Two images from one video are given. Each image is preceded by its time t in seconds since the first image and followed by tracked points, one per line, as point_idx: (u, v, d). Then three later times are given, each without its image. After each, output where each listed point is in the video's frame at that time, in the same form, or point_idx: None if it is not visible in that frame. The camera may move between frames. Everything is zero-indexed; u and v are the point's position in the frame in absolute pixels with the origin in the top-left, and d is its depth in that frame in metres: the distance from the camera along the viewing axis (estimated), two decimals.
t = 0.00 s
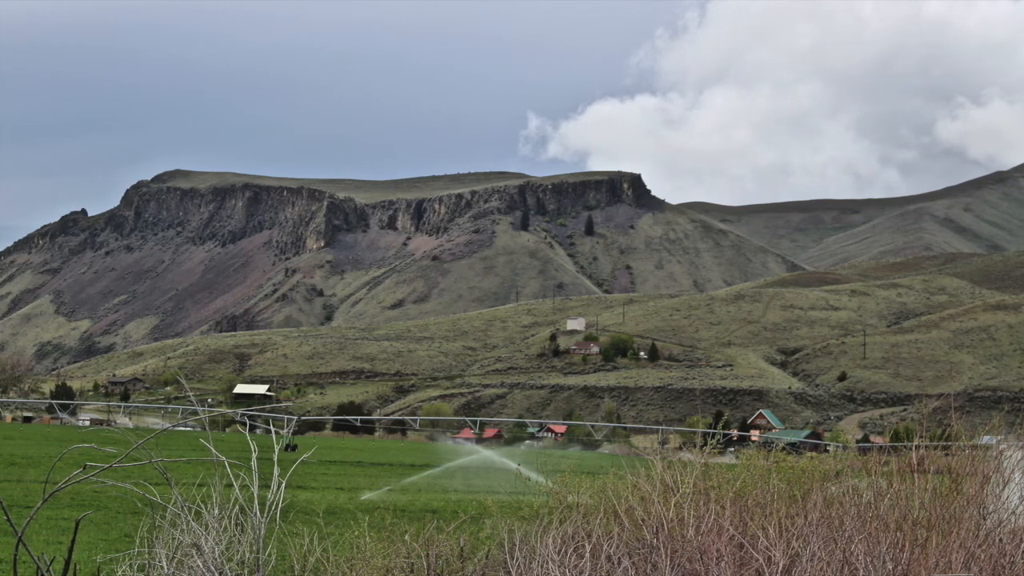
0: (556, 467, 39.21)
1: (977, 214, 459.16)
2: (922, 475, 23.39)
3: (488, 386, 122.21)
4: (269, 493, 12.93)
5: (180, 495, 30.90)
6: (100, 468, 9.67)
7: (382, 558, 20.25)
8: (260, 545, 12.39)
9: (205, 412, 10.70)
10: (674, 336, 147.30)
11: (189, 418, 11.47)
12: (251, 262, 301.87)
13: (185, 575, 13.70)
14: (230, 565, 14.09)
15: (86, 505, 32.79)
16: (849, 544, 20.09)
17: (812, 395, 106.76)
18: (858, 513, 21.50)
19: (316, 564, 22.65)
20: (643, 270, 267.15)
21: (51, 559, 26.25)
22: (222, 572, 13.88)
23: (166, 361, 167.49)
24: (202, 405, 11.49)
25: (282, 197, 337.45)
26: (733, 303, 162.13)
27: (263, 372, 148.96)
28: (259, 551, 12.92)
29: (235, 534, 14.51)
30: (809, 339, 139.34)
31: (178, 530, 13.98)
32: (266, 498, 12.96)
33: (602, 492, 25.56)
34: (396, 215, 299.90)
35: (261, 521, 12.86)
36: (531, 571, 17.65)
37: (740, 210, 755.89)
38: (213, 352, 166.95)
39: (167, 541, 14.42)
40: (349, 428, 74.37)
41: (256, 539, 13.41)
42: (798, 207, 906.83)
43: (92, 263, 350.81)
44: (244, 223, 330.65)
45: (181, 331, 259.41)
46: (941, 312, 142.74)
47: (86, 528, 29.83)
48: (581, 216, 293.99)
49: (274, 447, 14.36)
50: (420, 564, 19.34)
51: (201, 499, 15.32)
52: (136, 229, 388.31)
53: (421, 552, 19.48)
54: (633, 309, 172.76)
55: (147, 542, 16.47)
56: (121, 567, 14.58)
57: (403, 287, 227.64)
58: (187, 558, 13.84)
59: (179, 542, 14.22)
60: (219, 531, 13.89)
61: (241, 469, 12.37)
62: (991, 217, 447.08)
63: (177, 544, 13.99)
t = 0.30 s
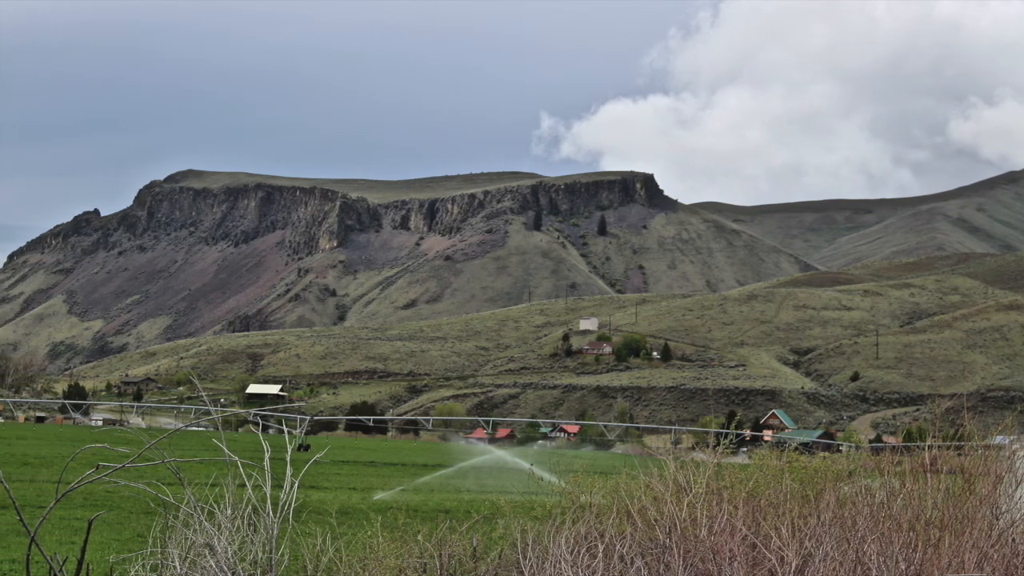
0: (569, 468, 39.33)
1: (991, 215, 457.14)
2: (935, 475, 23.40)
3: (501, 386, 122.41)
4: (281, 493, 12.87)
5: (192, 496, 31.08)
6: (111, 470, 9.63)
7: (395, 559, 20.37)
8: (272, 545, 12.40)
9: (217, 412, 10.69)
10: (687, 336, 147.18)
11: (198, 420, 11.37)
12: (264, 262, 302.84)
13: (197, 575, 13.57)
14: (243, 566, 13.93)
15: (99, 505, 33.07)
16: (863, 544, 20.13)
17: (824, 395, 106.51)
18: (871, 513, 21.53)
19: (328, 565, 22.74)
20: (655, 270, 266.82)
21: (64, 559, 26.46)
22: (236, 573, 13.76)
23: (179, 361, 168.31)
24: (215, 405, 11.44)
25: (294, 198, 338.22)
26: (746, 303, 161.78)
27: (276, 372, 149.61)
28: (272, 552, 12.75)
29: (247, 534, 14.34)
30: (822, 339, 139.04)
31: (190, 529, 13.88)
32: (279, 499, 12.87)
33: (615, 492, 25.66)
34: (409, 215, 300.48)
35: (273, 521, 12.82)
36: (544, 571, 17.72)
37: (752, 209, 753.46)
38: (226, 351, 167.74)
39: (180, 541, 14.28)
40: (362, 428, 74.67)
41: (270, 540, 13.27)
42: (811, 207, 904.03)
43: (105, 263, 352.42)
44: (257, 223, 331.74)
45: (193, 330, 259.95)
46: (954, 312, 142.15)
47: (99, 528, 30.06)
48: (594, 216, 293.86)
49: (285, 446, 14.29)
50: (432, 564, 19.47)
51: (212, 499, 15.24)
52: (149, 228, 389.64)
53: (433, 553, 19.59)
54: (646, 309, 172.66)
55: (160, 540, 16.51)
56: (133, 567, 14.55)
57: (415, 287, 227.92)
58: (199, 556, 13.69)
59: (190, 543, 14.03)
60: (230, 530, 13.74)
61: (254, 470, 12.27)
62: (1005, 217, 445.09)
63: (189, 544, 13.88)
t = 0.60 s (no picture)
0: (582, 467, 39.42)
1: (1004, 215, 455.19)
2: (948, 473, 23.33)
3: (514, 386, 122.64)
4: (295, 491, 12.71)
5: (203, 496, 31.25)
6: (123, 469, 9.54)
7: (408, 558, 20.54)
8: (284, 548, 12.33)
9: (230, 412, 10.66)
10: (700, 336, 147.06)
11: (210, 420, 11.33)
12: (276, 262, 303.86)
13: (209, 575, 13.33)
14: (256, 567, 13.77)
15: (112, 505, 33.34)
16: (875, 545, 20.18)
17: (837, 395, 106.26)
18: (885, 513, 21.54)
19: (340, 565, 22.81)
20: (668, 270, 266.72)
21: (76, 559, 26.51)
22: (249, 572, 13.54)
23: (192, 361, 169.19)
24: (227, 405, 11.28)
25: (307, 198, 339.19)
26: (759, 303, 161.45)
27: (288, 372, 150.18)
28: (285, 553, 12.67)
29: (261, 534, 14.13)
30: (835, 339, 138.67)
31: (202, 529, 13.70)
32: (291, 499, 12.75)
33: (628, 493, 25.79)
34: (422, 215, 301.16)
35: (286, 520, 12.72)
36: (558, 570, 17.83)
37: (764, 208, 751.31)
38: (239, 351, 168.57)
39: (191, 541, 14.11)
40: (375, 428, 75.02)
41: (282, 539, 13.16)
42: (824, 207, 901.43)
43: (118, 262, 353.95)
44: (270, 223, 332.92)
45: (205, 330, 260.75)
46: (967, 312, 141.58)
47: (112, 528, 30.26)
48: (607, 215, 293.88)
49: (296, 445, 14.20)
50: (446, 565, 19.59)
51: (224, 499, 15.11)
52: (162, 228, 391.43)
53: (446, 552, 19.76)
54: (658, 309, 172.59)
55: (171, 541, 16.36)
56: (147, 566, 14.37)
57: (428, 287, 228.18)
58: (212, 556, 13.47)
59: (204, 540, 13.84)
60: (244, 529, 13.56)
61: (266, 469, 12.21)
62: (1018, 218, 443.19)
63: (202, 541, 13.68)
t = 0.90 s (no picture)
0: (594, 467, 39.51)
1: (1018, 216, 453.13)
2: (961, 475, 23.34)
3: (526, 386, 122.79)
4: (308, 492, 12.61)
5: (215, 498, 31.41)
6: (137, 469, 9.48)
7: (420, 558, 20.66)
8: (297, 547, 12.28)
9: (242, 412, 10.61)
10: (712, 336, 146.88)
11: (223, 419, 11.28)
12: (289, 262, 304.74)
13: (222, 575, 13.25)
14: (269, 566, 13.70)
15: (125, 505, 33.58)
16: (888, 545, 20.26)
17: (850, 395, 106.01)
18: (897, 513, 21.61)
19: (353, 565, 22.92)
20: (681, 270, 266.45)
21: (89, 559, 26.59)
22: (261, 572, 13.43)
23: (205, 361, 169.99)
24: (240, 406, 11.20)
25: (319, 198, 340.15)
26: (771, 303, 161.13)
27: (301, 372, 150.80)
28: (298, 552, 12.63)
29: (273, 534, 14.07)
30: (848, 339, 138.33)
31: (214, 530, 13.62)
32: (305, 499, 12.64)
33: (641, 492, 25.88)
34: (434, 215, 301.63)
35: (299, 521, 12.63)
36: (571, 571, 17.94)
37: (776, 208, 749.17)
38: (252, 351, 169.27)
39: (204, 540, 14.04)
40: (388, 428, 75.31)
41: (294, 540, 13.02)
42: (837, 207, 898.17)
43: (132, 262, 355.69)
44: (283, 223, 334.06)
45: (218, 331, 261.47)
46: (981, 312, 141.04)
47: (124, 528, 30.42)
48: (620, 216, 293.69)
49: (312, 446, 14.18)
50: (458, 564, 19.76)
51: (237, 499, 15.08)
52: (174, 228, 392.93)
53: (458, 552, 19.90)
54: (671, 309, 172.42)
55: (185, 540, 16.40)
56: (159, 566, 14.35)
57: (441, 287, 228.51)
58: (225, 557, 13.36)
59: (217, 542, 13.74)
60: (256, 530, 13.49)
61: (279, 469, 12.09)
62: None
63: (214, 544, 13.60)
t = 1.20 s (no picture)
0: (606, 468, 39.66)
1: None
2: (974, 475, 23.35)
3: (539, 386, 122.96)
4: (321, 493, 12.52)
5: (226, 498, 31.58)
6: (150, 468, 9.49)
7: (433, 559, 20.81)
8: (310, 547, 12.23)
9: (254, 412, 10.60)
10: (725, 336, 146.72)
11: (236, 419, 11.26)
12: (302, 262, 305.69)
13: (234, 575, 13.21)
14: (282, 567, 13.62)
15: (138, 505, 33.85)
16: (900, 545, 20.30)
17: (863, 395, 105.75)
18: (909, 513, 21.66)
19: (366, 565, 23.04)
20: (694, 270, 266.21)
21: (101, 559, 26.64)
22: (274, 572, 13.39)
23: (218, 361, 170.78)
24: (252, 406, 11.17)
25: (332, 198, 341.06)
26: (784, 303, 160.77)
27: (314, 372, 151.38)
28: (310, 552, 12.60)
29: (286, 533, 14.00)
30: (861, 339, 137.97)
31: (227, 530, 13.54)
32: (318, 500, 12.55)
33: (654, 492, 26.00)
34: (447, 215, 302.11)
35: (311, 521, 12.58)
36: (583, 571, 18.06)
37: (789, 208, 746.74)
38: (265, 351, 169.98)
39: (217, 541, 13.98)
40: (400, 428, 75.60)
41: (307, 540, 12.98)
42: (849, 207, 895.16)
43: (144, 262, 357.44)
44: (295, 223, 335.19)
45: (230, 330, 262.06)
46: (994, 312, 140.43)
47: (137, 528, 30.63)
48: (632, 215, 293.59)
49: (324, 446, 14.18)
50: (470, 565, 19.91)
51: (250, 498, 15.09)
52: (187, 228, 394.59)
53: (471, 553, 20.06)
54: (684, 309, 172.26)
55: (198, 540, 16.45)
56: (172, 566, 14.33)
57: (453, 287, 228.84)
58: (237, 557, 13.30)
59: (229, 541, 13.66)
60: (270, 530, 13.43)
61: (292, 469, 12.04)
62: None
63: (226, 544, 13.54)
